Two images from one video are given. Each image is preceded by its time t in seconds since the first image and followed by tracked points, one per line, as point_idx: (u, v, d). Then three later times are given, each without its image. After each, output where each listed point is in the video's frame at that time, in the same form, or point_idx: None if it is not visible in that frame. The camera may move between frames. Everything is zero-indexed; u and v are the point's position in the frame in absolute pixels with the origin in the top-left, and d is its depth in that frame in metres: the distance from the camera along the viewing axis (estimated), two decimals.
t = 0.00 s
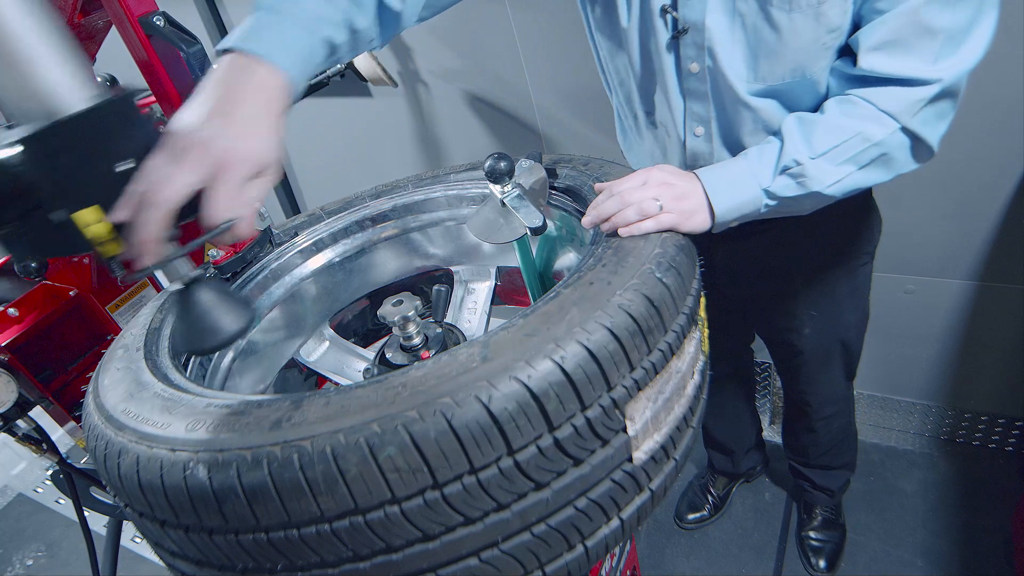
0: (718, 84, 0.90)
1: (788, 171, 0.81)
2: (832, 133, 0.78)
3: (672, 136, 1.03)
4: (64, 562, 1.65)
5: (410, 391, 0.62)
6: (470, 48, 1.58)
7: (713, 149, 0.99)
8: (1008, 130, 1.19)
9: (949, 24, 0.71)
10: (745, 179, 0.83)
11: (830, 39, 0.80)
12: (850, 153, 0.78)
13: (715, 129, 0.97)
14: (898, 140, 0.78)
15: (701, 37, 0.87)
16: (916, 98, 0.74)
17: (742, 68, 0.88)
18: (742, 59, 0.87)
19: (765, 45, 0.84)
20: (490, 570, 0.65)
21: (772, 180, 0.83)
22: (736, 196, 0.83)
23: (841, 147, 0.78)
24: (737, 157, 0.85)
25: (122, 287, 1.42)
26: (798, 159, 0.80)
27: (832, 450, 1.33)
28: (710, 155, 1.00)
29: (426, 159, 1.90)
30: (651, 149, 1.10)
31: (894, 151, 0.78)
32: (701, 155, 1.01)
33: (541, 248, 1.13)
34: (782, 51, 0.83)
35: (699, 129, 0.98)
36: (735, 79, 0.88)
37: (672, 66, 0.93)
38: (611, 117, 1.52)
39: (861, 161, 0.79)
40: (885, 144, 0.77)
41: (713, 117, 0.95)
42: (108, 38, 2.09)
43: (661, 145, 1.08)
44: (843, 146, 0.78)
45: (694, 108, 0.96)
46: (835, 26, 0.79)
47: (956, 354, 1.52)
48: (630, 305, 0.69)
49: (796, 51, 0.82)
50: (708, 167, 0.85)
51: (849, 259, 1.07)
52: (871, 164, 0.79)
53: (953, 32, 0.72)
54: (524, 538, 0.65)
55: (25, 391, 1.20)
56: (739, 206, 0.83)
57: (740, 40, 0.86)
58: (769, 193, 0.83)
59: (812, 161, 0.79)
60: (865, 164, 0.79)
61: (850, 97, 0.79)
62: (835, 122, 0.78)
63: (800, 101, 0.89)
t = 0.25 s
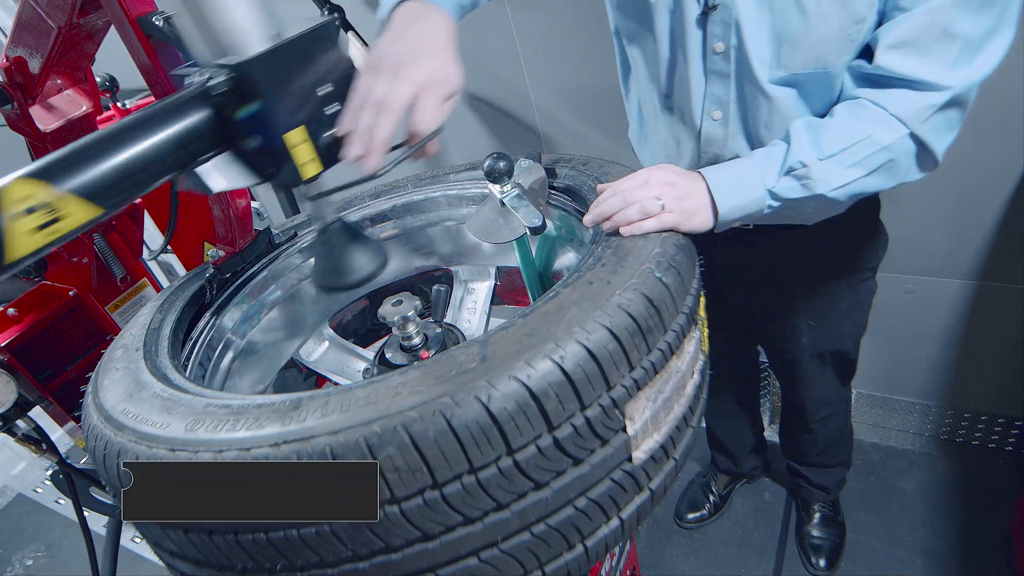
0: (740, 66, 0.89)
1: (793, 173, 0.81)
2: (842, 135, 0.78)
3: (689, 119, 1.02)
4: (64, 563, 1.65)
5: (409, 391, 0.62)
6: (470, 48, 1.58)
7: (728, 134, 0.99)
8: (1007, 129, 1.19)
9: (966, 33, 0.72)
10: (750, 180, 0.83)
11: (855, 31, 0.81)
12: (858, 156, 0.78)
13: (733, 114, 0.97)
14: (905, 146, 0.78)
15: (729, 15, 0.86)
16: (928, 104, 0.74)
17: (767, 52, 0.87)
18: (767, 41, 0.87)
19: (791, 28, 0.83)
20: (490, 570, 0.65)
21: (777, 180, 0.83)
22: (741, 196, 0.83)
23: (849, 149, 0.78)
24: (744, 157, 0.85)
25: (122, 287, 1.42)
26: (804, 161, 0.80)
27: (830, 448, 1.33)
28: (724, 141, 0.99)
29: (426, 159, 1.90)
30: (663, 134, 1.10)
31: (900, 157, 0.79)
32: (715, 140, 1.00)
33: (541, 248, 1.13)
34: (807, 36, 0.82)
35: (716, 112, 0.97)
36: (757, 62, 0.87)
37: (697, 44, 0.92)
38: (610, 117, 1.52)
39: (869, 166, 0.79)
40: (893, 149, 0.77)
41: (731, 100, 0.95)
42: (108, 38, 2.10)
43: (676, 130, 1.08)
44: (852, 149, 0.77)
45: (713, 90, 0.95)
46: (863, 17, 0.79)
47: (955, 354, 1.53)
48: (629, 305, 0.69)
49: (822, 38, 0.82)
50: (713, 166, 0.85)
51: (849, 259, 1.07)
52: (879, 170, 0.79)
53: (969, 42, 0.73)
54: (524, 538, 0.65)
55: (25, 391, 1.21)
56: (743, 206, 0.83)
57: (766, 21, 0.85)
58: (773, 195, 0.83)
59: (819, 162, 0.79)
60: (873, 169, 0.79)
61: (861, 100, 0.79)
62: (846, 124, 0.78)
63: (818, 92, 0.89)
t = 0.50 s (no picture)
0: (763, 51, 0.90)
1: (797, 173, 0.81)
2: (850, 135, 0.77)
3: (709, 104, 1.03)
4: (63, 563, 1.65)
5: (410, 391, 0.62)
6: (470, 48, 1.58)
7: (747, 121, 0.98)
8: (1008, 129, 1.19)
9: (982, 37, 0.72)
10: (753, 179, 0.83)
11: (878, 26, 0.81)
12: (863, 158, 0.77)
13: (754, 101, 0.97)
14: (912, 149, 0.77)
15: None
16: (937, 107, 0.74)
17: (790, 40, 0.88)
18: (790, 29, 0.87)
19: (815, 16, 0.84)
20: (490, 570, 0.65)
21: (780, 180, 0.82)
22: (744, 196, 0.83)
23: (856, 150, 0.77)
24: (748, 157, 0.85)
25: (122, 287, 1.41)
26: (808, 161, 0.79)
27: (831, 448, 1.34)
28: (741, 128, 0.99)
29: (426, 159, 1.90)
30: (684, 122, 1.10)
31: (907, 161, 0.78)
32: (733, 127, 1.00)
33: (541, 246, 1.13)
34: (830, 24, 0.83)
35: (737, 96, 0.97)
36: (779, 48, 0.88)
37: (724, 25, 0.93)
38: (610, 117, 1.52)
39: (874, 168, 0.78)
40: (899, 152, 0.76)
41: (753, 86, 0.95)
42: (108, 38, 2.09)
43: (696, 118, 1.08)
44: (858, 150, 0.77)
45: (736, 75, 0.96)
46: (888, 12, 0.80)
47: (956, 354, 1.52)
48: (630, 305, 0.69)
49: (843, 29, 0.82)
50: (718, 165, 0.85)
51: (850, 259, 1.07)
52: (884, 173, 0.78)
53: (985, 46, 0.72)
54: (524, 538, 0.65)
55: (25, 391, 1.23)
56: (746, 205, 0.83)
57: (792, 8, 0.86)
58: (777, 195, 0.83)
59: (824, 163, 0.78)
60: (879, 172, 0.78)
61: (870, 101, 0.79)
62: (854, 124, 0.77)
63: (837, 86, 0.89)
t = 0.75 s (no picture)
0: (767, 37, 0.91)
1: (795, 171, 0.81)
2: (850, 133, 0.76)
3: (716, 90, 1.04)
4: (63, 563, 1.64)
5: (410, 391, 0.62)
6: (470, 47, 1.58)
7: (754, 106, 0.99)
8: (1008, 129, 1.19)
9: (990, 34, 0.70)
10: (752, 177, 0.83)
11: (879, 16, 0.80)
12: (864, 156, 0.76)
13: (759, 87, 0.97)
14: (915, 148, 0.76)
15: None
16: (941, 105, 0.73)
17: (792, 27, 0.88)
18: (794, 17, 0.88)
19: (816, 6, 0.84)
20: (490, 570, 0.65)
21: (779, 179, 0.82)
22: (742, 193, 0.83)
23: (857, 148, 0.76)
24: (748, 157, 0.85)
25: (122, 287, 1.41)
26: (807, 159, 0.79)
27: (832, 448, 1.34)
28: (746, 114, 1.00)
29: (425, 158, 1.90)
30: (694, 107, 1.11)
31: (909, 159, 0.77)
32: (738, 113, 1.01)
33: (541, 246, 1.14)
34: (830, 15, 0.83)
35: (742, 83, 0.98)
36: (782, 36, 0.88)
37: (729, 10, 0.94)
38: (610, 117, 1.52)
39: (876, 166, 0.77)
40: (901, 151, 0.75)
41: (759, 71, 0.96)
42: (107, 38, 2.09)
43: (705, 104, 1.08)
44: (859, 148, 0.76)
45: (741, 60, 0.96)
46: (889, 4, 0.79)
47: (956, 354, 1.52)
48: (630, 305, 0.69)
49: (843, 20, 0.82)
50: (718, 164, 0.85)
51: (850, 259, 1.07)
52: (886, 171, 0.77)
53: (994, 44, 0.71)
54: (524, 538, 0.65)
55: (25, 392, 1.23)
56: (744, 203, 0.83)
57: None
58: (775, 193, 0.83)
59: (823, 160, 0.78)
60: (881, 170, 0.77)
61: (874, 99, 0.79)
62: (855, 122, 0.77)
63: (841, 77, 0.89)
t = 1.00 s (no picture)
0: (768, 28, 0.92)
1: (793, 170, 0.81)
2: (849, 132, 0.76)
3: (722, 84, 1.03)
4: (63, 563, 1.65)
5: (411, 391, 0.62)
6: (471, 47, 1.58)
7: (760, 99, 0.98)
8: (1008, 129, 1.19)
9: (990, 31, 0.70)
10: (750, 176, 0.83)
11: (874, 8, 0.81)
12: (864, 154, 0.76)
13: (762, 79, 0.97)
14: (915, 146, 0.76)
15: None
16: (941, 103, 0.72)
17: (790, 18, 0.89)
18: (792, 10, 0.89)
19: None
20: (490, 569, 0.65)
21: (776, 178, 0.83)
22: (740, 192, 0.83)
23: (856, 147, 0.76)
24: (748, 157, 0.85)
25: (122, 287, 1.41)
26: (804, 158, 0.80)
27: (832, 448, 1.34)
28: (751, 108, 0.99)
29: (425, 159, 1.90)
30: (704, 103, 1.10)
31: (909, 158, 0.76)
32: (741, 107, 1.00)
33: (541, 246, 1.14)
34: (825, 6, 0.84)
35: (746, 75, 0.97)
36: (782, 27, 0.89)
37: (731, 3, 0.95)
38: (610, 117, 1.52)
39: (876, 164, 0.77)
40: (901, 149, 0.75)
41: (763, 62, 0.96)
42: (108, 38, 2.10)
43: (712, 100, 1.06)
44: (858, 146, 0.76)
45: (744, 52, 0.96)
46: None
47: (956, 354, 1.53)
48: (630, 304, 0.69)
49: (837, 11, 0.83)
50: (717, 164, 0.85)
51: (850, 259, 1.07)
52: (886, 170, 0.77)
53: (994, 41, 0.70)
54: (524, 537, 0.65)
55: (24, 391, 1.25)
56: (741, 202, 0.84)
57: None
58: (773, 193, 0.83)
59: (822, 159, 0.78)
60: (881, 168, 0.77)
61: (874, 98, 0.79)
62: (854, 121, 0.77)
63: (842, 69, 0.88)
